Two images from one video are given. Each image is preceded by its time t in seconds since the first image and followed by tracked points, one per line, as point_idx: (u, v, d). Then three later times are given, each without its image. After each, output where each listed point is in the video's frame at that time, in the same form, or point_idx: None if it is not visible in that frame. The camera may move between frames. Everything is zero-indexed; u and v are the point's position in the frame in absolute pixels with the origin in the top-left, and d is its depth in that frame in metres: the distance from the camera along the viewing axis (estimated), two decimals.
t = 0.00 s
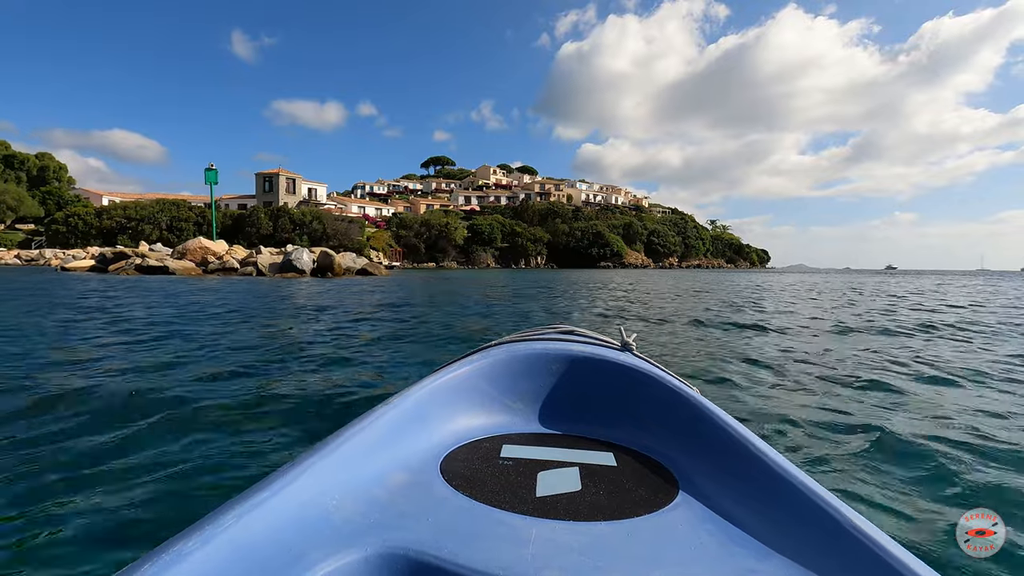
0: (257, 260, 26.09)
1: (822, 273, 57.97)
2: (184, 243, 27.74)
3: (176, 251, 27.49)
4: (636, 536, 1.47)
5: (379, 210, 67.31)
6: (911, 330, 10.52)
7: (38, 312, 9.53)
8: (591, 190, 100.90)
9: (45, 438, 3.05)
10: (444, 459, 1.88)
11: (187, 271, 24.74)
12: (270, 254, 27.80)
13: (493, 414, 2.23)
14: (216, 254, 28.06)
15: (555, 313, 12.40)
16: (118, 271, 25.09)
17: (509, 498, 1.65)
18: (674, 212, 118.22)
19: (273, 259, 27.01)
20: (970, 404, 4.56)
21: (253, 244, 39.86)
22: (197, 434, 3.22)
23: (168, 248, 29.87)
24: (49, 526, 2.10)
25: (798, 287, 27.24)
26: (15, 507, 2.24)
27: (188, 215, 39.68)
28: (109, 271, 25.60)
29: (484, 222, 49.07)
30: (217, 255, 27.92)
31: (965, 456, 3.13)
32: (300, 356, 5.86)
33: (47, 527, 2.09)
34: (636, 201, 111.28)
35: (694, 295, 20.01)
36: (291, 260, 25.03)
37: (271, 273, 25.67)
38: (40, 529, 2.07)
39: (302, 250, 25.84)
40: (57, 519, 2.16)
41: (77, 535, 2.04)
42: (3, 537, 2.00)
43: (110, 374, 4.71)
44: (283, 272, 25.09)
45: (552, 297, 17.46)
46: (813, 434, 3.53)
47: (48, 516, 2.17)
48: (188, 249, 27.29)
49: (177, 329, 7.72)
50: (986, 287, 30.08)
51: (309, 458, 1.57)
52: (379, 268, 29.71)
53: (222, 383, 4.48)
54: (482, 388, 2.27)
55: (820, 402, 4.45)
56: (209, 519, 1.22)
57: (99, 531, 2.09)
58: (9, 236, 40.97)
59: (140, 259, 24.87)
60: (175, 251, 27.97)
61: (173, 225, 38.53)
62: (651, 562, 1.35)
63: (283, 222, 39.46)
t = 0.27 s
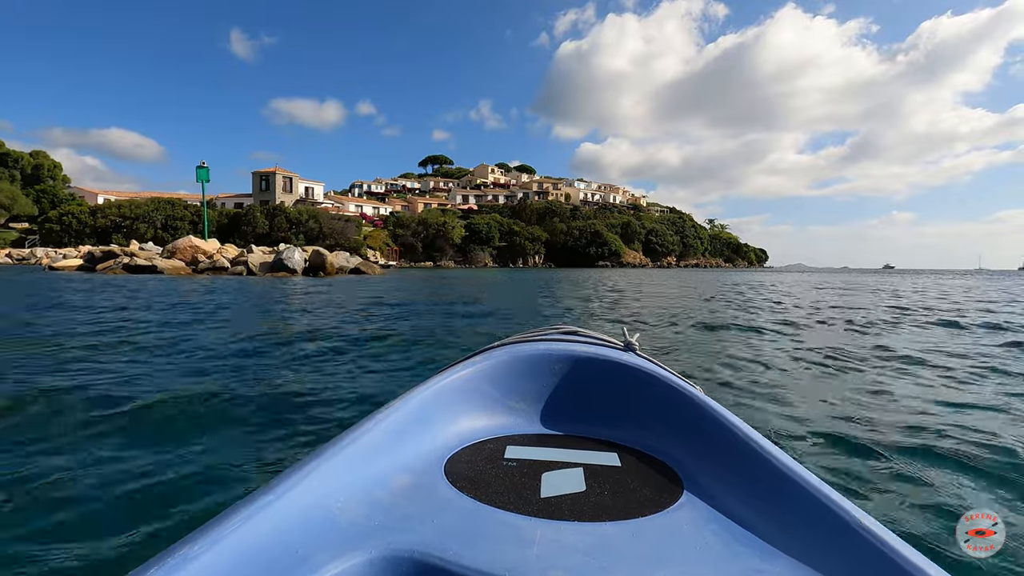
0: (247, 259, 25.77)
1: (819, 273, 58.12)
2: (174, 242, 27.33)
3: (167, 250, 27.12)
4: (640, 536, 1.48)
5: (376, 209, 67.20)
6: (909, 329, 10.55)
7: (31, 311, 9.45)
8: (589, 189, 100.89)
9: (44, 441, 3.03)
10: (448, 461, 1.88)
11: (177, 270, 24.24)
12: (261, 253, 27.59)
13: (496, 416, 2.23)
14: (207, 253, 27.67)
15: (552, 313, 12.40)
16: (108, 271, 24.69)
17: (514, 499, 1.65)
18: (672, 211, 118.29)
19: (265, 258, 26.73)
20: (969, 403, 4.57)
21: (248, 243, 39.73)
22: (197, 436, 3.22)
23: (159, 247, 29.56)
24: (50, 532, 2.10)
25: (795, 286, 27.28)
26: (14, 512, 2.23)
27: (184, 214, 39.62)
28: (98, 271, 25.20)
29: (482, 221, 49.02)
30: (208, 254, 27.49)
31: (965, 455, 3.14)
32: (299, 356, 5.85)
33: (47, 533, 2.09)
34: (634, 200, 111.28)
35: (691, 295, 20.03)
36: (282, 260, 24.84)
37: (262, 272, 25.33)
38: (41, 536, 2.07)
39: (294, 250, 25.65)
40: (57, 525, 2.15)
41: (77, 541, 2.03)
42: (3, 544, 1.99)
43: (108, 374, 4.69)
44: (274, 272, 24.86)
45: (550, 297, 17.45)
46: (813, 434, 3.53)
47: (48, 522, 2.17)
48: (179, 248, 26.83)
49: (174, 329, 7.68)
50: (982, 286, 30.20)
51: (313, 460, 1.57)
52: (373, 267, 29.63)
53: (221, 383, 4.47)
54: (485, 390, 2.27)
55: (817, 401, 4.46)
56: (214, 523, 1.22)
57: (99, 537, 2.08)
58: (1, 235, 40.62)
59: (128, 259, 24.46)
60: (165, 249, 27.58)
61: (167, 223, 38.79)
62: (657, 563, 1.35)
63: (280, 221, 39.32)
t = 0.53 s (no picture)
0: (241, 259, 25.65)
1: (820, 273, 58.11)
2: (167, 242, 27.16)
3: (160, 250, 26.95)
4: (644, 543, 1.46)
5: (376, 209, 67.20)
6: (909, 329, 10.54)
7: (29, 312, 9.45)
8: (589, 189, 100.87)
9: (43, 446, 3.02)
10: (450, 468, 1.87)
11: (168, 270, 23.92)
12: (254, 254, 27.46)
13: (498, 421, 2.22)
14: (201, 254, 27.50)
15: (551, 314, 12.39)
16: (100, 272, 24.49)
17: (517, 505, 1.64)
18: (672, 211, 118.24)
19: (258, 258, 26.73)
20: (970, 404, 4.56)
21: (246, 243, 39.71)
22: (197, 441, 3.21)
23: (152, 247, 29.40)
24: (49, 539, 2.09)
25: (795, 287, 27.25)
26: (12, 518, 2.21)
27: (182, 214, 39.60)
28: (90, 272, 25.04)
29: (482, 221, 49.00)
30: (201, 255, 27.31)
31: (965, 456, 3.13)
32: (298, 359, 5.84)
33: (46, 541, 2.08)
34: (634, 200, 111.25)
35: (691, 295, 20.01)
36: (276, 261, 24.83)
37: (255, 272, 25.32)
38: (39, 543, 2.06)
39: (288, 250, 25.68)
40: (56, 531, 2.14)
41: (74, 549, 2.02)
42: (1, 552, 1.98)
43: (107, 378, 4.68)
44: (268, 272, 24.81)
45: (550, 297, 17.43)
46: (814, 434, 3.52)
47: (47, 528, 2.16)
48: (172, 248, 26.66)
49: (173, 330, 7.67)
50: (982, 286, 30.18)
51: (315, 467, 1.57)
52: (368, 268, 29.61)
53: (221, 386, 4.46)
54: (487, 395, 2.26)
55: (818, 402, 4.44)
56: (216, 530, 1.22)
57: (98, 544, 2.07)
58: None
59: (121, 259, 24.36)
60: (158, 249, 27.41)
61: (166, 223, 38.81)
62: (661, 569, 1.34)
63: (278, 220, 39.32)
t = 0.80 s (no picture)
0: (237, 261, 25.62)
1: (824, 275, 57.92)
2: (163, 243, 26.92)
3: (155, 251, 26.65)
4: (646, 545, 1.46)
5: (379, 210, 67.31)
6: (911, 331, 10.50)
7: (30, 314, 9.46)
8: (592, 190, 100.83)
9: (46, 447, 3.03)
10: (451, 470, 1.87)
11: (163, 272, 23.80)
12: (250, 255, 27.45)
13: (499, 423, 2.22)
14: (197, 254, 27.38)
15: (553, 315, 12.39)
16: (94, 273, 24.41)
17: (518, 508, 1.64)
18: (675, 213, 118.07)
19: (255, 259, 26.79)
20: (972, 406, 4.54)
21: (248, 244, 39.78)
22: (199, 441, 3.21)
23: (150, 247, 29.36)
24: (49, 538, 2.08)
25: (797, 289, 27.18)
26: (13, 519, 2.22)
27: (184, 215, 39.65)
28: (85, 273, 25.00)
29: (485, 222, 49.03)
30: (197, 256, 27.29)
31: (966, 457, 3.13)
32: (300, 361, 5.85)
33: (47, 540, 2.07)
34: (637, 201, 111.15)
35: (693, 297, 19.98)
36: (273, 262, 24.92)
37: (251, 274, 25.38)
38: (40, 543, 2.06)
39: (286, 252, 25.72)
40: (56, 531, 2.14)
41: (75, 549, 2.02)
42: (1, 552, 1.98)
43: (109, 379, 4.69)
44: (264, 274, 24.87)
45: (551, 299, 17.42)
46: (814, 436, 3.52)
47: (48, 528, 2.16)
48: (168, 249, 26.55)
49: (174, 333, 7.68)
50: (987, 288, 30.04)
51: (316, 471, 1.56)
52: (368, 270, 29.66)
53: (222, 388, 4.47)
54: (488, 397, 2.26)
55: (818, 405, 4.43)
56: (216, 535, 1.21)
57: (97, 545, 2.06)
58: (2, 235, 40.74)
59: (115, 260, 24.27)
60: (154, 250, 27.33)
61: (168, 224, 38.65)
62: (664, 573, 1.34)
63: (280, 221, 39.39)
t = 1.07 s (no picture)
0: (236, 262, 25.74)
1: (832, 275, 57.63)
2: (162, 244, 27.05)
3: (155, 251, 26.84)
4: (640, 538, 1.46)
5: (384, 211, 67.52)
6: (918, 332, 10.45)
7: (36, 314, 9.56)
8: (598, 190, 100.70)
9: (50, 448, 3.07)
10: (448, 464, 1.89)
11: (162, 272, 23.92)
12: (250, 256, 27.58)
13: (496, 417, 2.23)
14: (199, 255, 27.55)
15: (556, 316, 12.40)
16: (92, 274, 24.57)
17: (513, 502, 1.65)
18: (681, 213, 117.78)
19: (255, 260, 26.94)
20: (975, 408, 4.52)
21: (253, 245, 39.95)
22: (200, 442, 3.25)
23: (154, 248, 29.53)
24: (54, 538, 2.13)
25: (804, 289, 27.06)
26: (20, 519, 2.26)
27: (189, 215, 39.85)
28: (86, 273, 25.18)
29: (490, 222, 49.06)
30: (198, 256, 27.44)
31: (966, 457, 3.12)
32: (304, 361, 5.89)
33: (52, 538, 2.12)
34: (644, 201, 111.01)
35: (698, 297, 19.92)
36: (273, 263, 25.09)
37: (251, 275, 25.57)
38: (45, 542, 2.10)
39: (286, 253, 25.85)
40: (62, 531, 2.18)
41: (79, 548, 2.06)
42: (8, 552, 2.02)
43: (114, 380, 4.74)
44: (265, 275, 25.13)
45: (556, 299, 17.42)
46: (815, 437, 3.51)
47: (54, 528, 2.20)
48: (168, 250, 26.64)
49: (180, 334, 7.75)
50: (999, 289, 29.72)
51: (312, 465, 1.58)
52: (370, 270, 29.77)
53: (226, 389, 4.51)
54: (485, 392, 2.27)
55: (819, 405, 4.42)
56: (213, 530, 1.23)
57: (102, 543, 2.11)
58: (9, 236, 41.12)
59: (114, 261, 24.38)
60: (154, 250, 27.44)
61: (173, 225, 38.91)
62: (658, 565, 1.34)
63: (285, 222, 39.59)
